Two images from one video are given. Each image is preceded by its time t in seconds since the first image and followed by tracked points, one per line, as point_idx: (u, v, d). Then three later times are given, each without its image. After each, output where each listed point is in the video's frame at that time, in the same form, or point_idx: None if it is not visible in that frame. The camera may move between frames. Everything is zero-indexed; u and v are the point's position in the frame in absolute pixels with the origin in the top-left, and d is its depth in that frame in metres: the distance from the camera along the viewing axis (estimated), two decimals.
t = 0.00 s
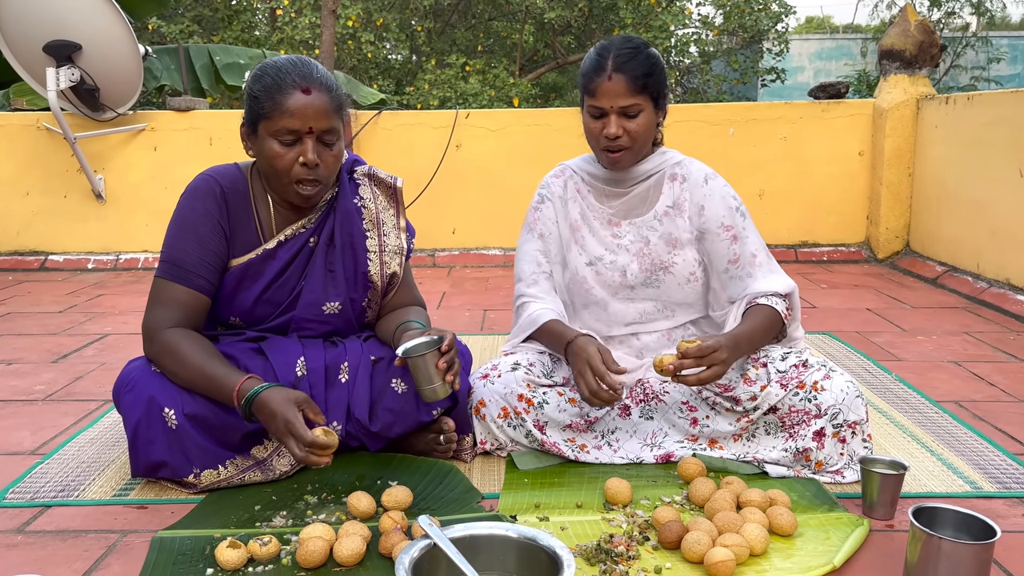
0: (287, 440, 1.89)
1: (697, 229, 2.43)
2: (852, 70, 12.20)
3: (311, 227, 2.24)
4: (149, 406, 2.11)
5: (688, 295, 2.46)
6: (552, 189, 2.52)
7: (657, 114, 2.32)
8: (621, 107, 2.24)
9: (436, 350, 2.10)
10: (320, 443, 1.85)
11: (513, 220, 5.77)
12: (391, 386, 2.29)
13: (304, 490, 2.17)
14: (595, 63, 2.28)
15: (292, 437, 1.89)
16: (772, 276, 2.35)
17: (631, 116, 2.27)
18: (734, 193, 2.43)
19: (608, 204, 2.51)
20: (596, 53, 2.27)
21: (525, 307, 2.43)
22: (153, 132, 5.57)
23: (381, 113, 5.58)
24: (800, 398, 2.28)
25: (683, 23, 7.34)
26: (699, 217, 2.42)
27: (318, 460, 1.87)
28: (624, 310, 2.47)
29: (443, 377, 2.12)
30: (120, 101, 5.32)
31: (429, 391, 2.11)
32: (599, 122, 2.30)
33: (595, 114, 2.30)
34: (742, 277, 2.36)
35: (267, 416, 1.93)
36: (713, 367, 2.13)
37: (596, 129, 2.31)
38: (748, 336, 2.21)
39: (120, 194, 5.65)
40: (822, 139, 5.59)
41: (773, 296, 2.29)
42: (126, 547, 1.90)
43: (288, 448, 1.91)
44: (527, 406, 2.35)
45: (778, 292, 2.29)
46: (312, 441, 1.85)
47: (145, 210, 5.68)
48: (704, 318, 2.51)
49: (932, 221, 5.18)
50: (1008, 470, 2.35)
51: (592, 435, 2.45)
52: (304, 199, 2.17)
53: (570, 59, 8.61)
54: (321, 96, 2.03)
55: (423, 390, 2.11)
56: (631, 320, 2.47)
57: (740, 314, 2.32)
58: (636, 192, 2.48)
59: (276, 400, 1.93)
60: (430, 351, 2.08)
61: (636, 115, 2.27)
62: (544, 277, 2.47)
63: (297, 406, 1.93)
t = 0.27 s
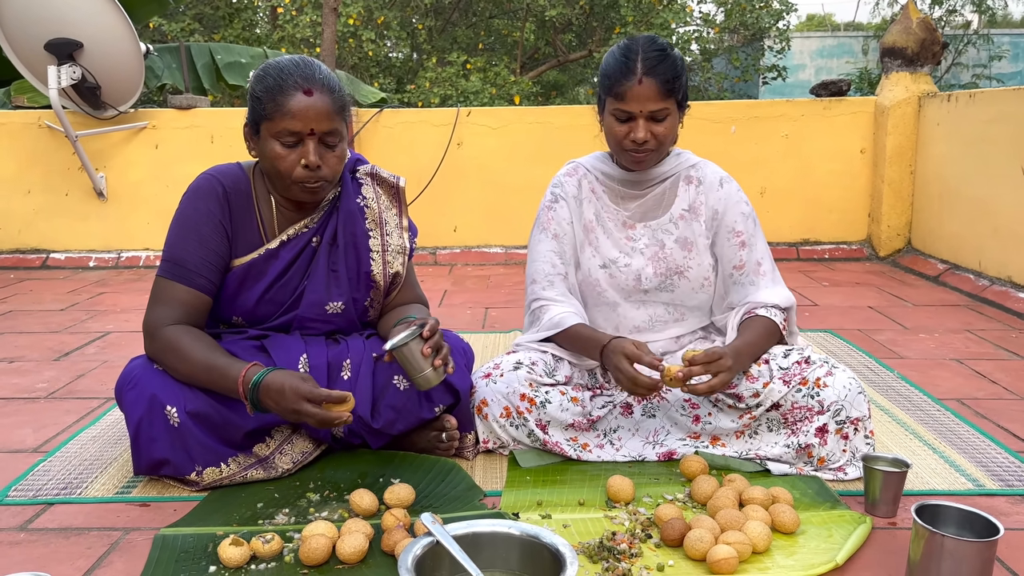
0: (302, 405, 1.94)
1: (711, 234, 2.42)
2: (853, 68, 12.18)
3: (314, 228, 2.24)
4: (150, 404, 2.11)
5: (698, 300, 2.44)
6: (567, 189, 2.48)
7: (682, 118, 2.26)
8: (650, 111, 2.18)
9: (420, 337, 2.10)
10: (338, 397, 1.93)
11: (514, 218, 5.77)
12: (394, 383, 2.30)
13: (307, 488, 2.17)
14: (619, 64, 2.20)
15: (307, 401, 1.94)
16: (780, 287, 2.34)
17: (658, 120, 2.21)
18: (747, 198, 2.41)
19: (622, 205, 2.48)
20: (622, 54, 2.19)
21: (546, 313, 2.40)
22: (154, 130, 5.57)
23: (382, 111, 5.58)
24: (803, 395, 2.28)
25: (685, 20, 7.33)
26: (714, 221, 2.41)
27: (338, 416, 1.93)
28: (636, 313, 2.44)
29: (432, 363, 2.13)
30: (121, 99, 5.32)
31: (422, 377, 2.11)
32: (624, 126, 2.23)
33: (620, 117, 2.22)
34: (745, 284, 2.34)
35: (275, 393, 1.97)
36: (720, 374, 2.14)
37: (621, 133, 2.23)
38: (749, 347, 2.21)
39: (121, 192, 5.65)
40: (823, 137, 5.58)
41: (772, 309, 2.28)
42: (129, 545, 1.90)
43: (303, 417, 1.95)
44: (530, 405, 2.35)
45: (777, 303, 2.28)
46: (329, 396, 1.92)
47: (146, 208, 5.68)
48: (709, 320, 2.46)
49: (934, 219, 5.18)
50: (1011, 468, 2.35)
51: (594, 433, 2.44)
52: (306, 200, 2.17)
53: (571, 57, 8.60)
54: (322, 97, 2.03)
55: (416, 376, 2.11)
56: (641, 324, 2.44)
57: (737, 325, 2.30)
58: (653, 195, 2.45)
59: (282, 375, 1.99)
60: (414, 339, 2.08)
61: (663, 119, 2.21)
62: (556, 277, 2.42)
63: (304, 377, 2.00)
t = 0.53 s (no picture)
0: (309, 395, 1.95)
1: (724, 236, 2.37)
2: (855, 67, 12.17)
3: (317, 227, 2.24)
4: (153, 403, 2.11)
5: (708, 304, 2.42)
6: (579, 193, 2.40)
7: (696, 123, 2.20)
8: (663, 116, 2.12)
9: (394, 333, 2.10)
10: (342, 381, 1.94)
11: (516, 218, 5.77)
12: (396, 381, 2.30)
13: (309, 487, 2.17)
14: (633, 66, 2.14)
15: (312, 390, 1.96)
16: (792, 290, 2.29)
17: (671, 125, 2.16)
18: (757, 198, 2.37)
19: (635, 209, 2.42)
20: (637, 57, 2.13)
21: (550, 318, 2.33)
22: (156, 129, 5.57)
23: (384, 110, 5.58)
24: (805, 396, 2.28)
25: (686, 19, 7.33)
26: (726, 224, 2.36)
27: (346, 399, 1.94)
28: (646, 319, 2.42)
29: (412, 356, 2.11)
30: (123, 98, 5.32)
31: (410, 373, 2.09)
32: (637, 130, 2.17)
33: (632, 121, 2.16)
34: (751, 282, 2.31)
35: (281, 386, 1.98)
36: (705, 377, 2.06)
37: (633, 137, 2.17)
38: (739, 347, 2.16)
39: (123, 191, 5.65)
40: (825, 136, 5.57)
41: (777, 307, 2.22)
42: (131, 544, 1.91)
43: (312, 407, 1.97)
44: (532, 406, 2.36)
45: (782, 301, 2.23)
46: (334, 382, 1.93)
47: (148, 207, 5.69)
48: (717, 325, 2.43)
49: (936, 218, 5.18)
50: (1012, 468, 2.35)
51: (597, 433, 2.44)
52: (312, 203, 2.17)
53: (573, 56, 8.60)
54: (330, 100, 2.03)
55: (403, 374, 2.10)
56: (652, 329, 2.42)
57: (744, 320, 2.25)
58: (667, 200, 2.40)
59: (285, 369, 2.00)
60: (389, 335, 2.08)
61: (677, 124, 2.15)
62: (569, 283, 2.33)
63: (306, 368, 2.01)
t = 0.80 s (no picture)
0: (312, 389, 1.95)
1: (729, 248, 2.36)
2: (857, 67, 12.16)
3: (321, 225, 2.25)
4: (156, 401, 2.11)
5: (710, 314, 2.42)
6: (585, 202, 2.33)
7: (711, 135, 2.14)
8: (679, 129, 2.06)
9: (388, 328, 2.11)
10: (345, 375, 1.94)
11: (518, 217, 5.77)
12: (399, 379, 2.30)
13: (311, 485, 2.17)
14: (651, 74, 2.07)
15: (316, 385, 1.96)
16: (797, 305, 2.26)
17: (686, 138, 2.10)
18: (766, 208, 2.34)
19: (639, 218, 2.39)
20: (655, 65, 2.06)
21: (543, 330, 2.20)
22: (158, 128, 5.57)
23: (386, 109, 5.58)
24: (809, 398, 2.27)
25: (688, 19, 7.33)
26: (732, 236, 2.34)
27: (350, 393, 1.95)
28: (645, 328, 2.44)
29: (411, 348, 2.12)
30: (125, 96, 5.33)
31: (410, 366, 2.09)
32: (650, 140, 2.11)
33: (646, 131, 2.11)
34: (756, 295, 2.28)
35: (284, 381, 1.98)
36: (730, 417, 1.96)
37: (646, 148, 2.12)
38: (755, 373, 2.08)
39: (125, 189, 5.66)
40: (827, 135, 5.57)
41: (781, 323, 2.18)
42: (134, 541, 1.91)
43: (316, 402, 1.97)
44: (534, 406, 2.36)
45: (784, 318, 2.19)
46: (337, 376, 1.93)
47: (149, 206, 5.69)
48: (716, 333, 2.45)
49: (938, 218, 5.17)
50: (1015, 467, 2.35)
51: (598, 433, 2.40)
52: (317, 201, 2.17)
53: (575, 56, 8.59)
54: (335, 99, 2.03)
55: (401, 370, 2.10)
56: (650, 338, 2.44)
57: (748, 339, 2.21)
58: (673, 212, 2.37)
59: (288, 365, 2.01)
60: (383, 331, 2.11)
61: (692, 137, 2.09)
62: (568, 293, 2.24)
63: (309, 364, 2.02)
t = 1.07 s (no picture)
0: (316, 391, 1.96)
1: (740, 253, 2.35)
2: (858, 66, 12.15)
3: (321, 225, 2.24)
4: (156, 400, 2.11)
5: (718, 321, 2.41)
6: (595, 215, 2.27)
7: (726, 147, 2.13)
8: (695, 141, 2.05)
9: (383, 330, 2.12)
10: (350, 379, 1.95)
11: (518, 216, 5.77)
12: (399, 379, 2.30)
13: (311, 484, 2.17)
14: (670, 83, 2.06)
15: (319, 387, 1.96)
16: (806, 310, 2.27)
17: (702, 150, 2.08)
18: (776, 210, 2.33)
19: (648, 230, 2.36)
20: (674, 74, 2.05)
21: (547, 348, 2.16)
22: (159, 127, 5.57)
23: (386, 108, 5.57)
24: (811, 404, 2.27)
25: (689, 18, 7.32)
26: (742, 241, 2.34)
27: (352, 396, 1.96)
28: (652, 336, 2.42)
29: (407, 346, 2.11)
30: (126, 95, 5.32)
31: (409, 363, 2.08)
32: (665, 151, 2.09)
33: (661, 140, 2.09)
34: (766, 301, 2.28)
35: (287, 381, 1.99)
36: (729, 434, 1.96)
37: (660, 157, 2.10)
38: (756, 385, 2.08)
39: (125, 188, 5.66)
40: (828, 135, 5.56)
41: (790, 331, 2.19)
42: (134, 540, 1.91)
43: (319, 404, 1.98)
44: (535, 407, 2.35)
45: (794, 326, 2.20)
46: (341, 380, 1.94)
47: (150, 204, 5.69)
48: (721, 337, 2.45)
49: (939, 217, 5.16)
50: (1015, 467, 2.35)
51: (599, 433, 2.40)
52: (316, 200, 2.16)
53: (575, 54, 8.59)
54: (336, 98, 2.03)
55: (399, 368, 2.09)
56: (657, 345, 2.43)
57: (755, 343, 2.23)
58: (684, 221, 2.35)
59: (291, 365, 2.01)
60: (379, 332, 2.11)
61: (708, 149, 2.08)
62: (577, 308, 2.19)
63: (313, 366, 2.02)
